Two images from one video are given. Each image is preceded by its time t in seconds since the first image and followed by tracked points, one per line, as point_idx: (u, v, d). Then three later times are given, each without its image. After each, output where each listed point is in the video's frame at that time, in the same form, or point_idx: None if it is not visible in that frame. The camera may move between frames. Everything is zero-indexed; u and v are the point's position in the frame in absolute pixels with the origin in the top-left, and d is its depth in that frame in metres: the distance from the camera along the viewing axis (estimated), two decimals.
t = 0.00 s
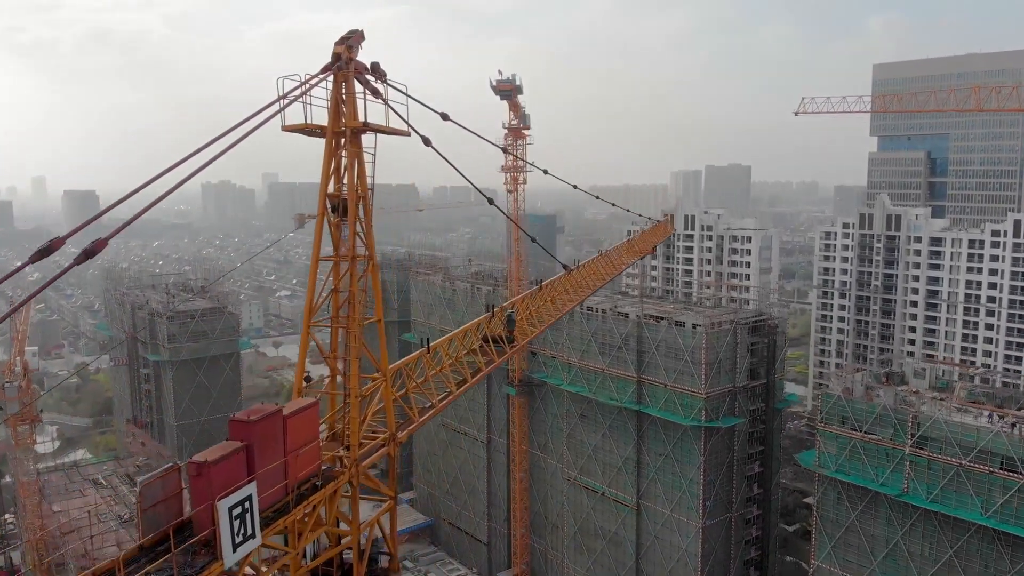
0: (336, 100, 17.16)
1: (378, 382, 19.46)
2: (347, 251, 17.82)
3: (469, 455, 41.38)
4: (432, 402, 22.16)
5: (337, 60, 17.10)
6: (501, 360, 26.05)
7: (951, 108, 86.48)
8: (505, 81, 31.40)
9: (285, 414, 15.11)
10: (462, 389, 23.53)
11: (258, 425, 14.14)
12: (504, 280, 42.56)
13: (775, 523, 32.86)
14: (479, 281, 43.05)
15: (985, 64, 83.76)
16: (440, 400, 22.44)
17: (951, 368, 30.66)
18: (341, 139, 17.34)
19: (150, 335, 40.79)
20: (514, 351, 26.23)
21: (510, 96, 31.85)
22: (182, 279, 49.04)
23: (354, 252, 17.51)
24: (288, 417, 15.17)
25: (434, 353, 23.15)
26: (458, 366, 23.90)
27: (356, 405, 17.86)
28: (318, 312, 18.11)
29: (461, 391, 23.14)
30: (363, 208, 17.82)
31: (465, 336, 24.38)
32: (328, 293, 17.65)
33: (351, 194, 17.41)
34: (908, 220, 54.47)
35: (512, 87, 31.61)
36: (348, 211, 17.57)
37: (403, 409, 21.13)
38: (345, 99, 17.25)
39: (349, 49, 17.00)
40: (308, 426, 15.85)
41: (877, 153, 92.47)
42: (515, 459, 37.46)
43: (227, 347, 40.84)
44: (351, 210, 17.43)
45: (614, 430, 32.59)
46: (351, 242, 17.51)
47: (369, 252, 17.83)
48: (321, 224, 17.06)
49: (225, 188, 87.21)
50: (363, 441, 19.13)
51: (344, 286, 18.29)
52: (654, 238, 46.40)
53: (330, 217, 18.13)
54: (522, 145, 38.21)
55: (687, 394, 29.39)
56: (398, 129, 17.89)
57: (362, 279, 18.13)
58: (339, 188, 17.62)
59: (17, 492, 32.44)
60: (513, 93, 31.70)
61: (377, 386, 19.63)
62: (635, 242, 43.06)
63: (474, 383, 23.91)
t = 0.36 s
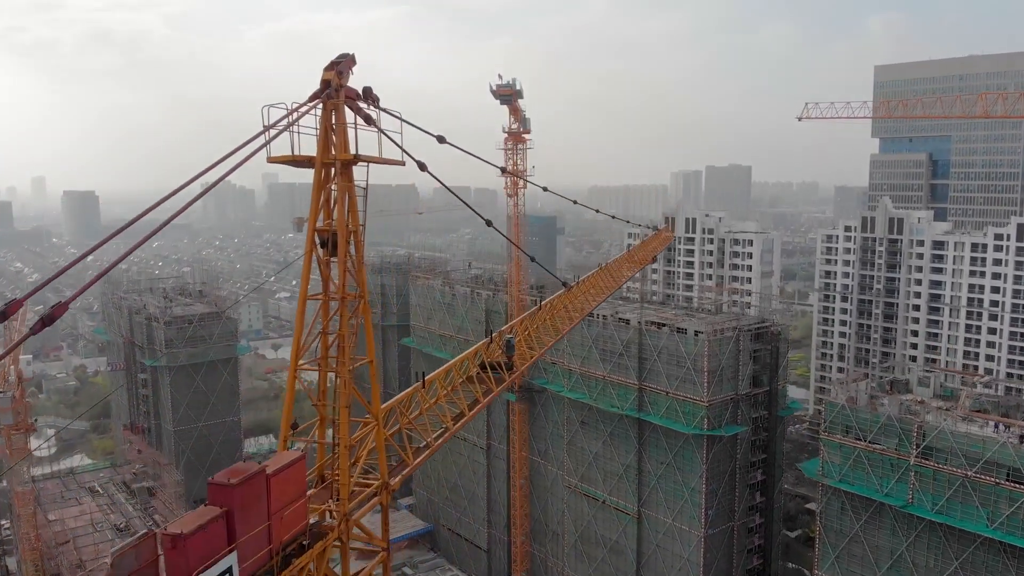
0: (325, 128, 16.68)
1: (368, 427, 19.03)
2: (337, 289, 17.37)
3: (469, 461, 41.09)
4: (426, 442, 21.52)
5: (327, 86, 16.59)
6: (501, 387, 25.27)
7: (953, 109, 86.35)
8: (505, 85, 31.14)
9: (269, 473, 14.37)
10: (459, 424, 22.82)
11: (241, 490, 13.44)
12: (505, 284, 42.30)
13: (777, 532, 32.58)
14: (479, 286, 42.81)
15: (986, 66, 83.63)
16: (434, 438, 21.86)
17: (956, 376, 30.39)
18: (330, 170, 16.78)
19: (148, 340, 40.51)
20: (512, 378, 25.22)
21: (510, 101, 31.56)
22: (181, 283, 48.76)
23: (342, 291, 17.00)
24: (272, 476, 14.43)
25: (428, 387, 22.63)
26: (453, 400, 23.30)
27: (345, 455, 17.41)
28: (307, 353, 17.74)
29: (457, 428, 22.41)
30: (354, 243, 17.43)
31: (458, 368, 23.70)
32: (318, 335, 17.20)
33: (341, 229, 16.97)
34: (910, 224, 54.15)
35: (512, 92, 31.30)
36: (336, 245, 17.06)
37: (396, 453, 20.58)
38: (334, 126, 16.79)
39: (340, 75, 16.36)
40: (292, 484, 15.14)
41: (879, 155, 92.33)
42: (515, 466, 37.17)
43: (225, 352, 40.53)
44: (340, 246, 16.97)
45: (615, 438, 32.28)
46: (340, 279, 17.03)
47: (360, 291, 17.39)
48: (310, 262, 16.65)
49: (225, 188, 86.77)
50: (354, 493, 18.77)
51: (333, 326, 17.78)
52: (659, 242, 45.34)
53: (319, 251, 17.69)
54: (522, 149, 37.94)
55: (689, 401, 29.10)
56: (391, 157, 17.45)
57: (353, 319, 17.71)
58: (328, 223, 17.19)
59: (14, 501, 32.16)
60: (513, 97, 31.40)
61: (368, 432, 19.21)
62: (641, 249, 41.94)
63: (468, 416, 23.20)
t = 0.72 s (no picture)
0: (311, 166, 16.19)
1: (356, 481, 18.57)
2: (324, 339, 17.10)
3: (468, 468, 40.73)
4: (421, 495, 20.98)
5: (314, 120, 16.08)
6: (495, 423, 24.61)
7: (955, 112, 86.10)
8: (505, 91, 30.80)
9: (250, 548, 13.64)
10: (454, 468, 22.07)
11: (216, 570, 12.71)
12: (506, 289, 41.95)
13: (780, 541, 32.25)
14: (479, 291, 42.47)
15: (988, 68, 83.38)
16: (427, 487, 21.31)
17: (960, 385, 30.18)
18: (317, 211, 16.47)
19: (145, 346, 40.19)
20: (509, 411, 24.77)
21: (510, 106, 31.23)
22: (179, 287, 48.38)
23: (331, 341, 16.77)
24: (253, 551, 13.70)
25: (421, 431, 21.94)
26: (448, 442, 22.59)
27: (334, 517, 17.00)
28: (293, 406, 17.27)
29: (453, 474, 21.65)
30: (342, 289, 16.98)
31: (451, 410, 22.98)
32: (304, 387, 16.83)
33: (328, 274, 16.50)
34: (913, 227, 53.82)
35: (513, 97, 30.98)
36: (324, 292, 16.73)
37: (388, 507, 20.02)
38: (321, 163, 16.33)
39: (326, 109, 15.88)
40: (274, 558, 14.40)
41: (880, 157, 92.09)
42: (515, 473, 36.84)
43: (223, 358, 40.17)
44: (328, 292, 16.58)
45: (616, 447, 31.93)
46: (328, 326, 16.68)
47: (349, 340, 17.25)
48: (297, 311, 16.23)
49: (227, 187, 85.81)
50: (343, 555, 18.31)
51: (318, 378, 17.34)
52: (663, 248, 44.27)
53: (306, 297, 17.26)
54: (521, 154, 37.65)
55: (691, 410, 28.77)
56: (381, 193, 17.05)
57: (340, 368, 17.44)
58: (315, 267, 16.81)
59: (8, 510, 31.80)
60: (513, 103, 31.07)
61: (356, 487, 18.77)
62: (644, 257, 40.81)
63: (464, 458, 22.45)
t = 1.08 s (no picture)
0: (298, 205, 14.32)
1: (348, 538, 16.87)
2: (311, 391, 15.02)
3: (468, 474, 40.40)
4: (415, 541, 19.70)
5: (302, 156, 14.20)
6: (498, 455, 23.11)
7: (957, 113, 85.83)
8: (505, 96, 30.52)
9: None
10: (450, 512, 20.75)
11: None
12: (506, 294, 41.66)
13: (783, 549, 31.96)
14: (478, 296, 42.17)
15: (990, 69, 83.09)
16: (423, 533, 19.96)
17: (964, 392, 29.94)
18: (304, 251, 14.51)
19: (143, 351, 39.94)
20: (509, 444, 23.11)
21: (510, 111, 30.96)
22: (177, 292, 48.07)
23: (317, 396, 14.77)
24: None
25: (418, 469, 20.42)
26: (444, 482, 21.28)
27: None
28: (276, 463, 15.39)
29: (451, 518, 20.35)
30: (330, 336, 14.90)
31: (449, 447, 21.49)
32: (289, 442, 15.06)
33: (316, 321, 14.58)
34: (916, 230, 53.50)
35: (513, 102, 30.70)
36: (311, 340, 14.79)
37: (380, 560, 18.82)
38: (310, 201, 14.46)
39: (314, 143, 14.13)
40: None
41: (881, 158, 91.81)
42: (515, 479, 36.49)
43: (221, 363, 39.88)
44: (315, 341, 14.66)
45: (618, 454, 31.63)
46: (315, 379, 14.71)
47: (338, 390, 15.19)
48: (280, 364, 14.37)
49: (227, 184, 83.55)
50: None
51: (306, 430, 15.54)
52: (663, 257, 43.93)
53: (292, 341, 15.30)
54: (522, 158, 37.38)
55: (694, 418, 28.46)
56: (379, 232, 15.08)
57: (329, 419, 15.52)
58: (302, 312, 14.80)
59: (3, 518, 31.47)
60: (513, 108, 30.79)
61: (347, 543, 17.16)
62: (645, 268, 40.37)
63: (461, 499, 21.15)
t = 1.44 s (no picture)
0: (281, 255, 13.64)
1: None
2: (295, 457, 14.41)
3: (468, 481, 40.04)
4: None
5: (285, 204, 13.73)
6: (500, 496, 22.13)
7: (959, 116, 85.42)
8: (505, 101, 30.19)
9: None
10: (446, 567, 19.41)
11: None
12: (505, 299, 41.30)
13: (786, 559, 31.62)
14: (478, 301, 41.80)
15: (993, 72, 82.68)
16: None
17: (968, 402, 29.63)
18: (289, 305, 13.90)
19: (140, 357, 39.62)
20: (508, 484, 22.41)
21: (511, 117, 30.65)
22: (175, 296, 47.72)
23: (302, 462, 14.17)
24: None
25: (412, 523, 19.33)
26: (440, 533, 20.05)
27: None
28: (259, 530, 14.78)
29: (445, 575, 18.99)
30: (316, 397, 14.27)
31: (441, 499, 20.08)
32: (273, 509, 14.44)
33: (300, 381, 13.98)
34: (918, 234, 53.18)
35: (513, 108, 30.37)
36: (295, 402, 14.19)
37: None
38: (293, 251, 13.85)
39: (298, 187, 13.63)
40: None
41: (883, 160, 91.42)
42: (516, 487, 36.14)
43: (219, 369, 39.55)
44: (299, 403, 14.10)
45: (619, 463, 31.29)
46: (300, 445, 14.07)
47: (324, 453, 14.56)
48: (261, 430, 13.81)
49: (229, 185, 82.53)
50: None
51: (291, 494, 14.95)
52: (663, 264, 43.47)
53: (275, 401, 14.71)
54: (522, 163, 37.04)
55: (697, 428, 28.13)
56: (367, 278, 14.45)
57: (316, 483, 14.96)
58: (285, 371, 14.17)
59: None
60: (514, 114, 30.47)
61: None
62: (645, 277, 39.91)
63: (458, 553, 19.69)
